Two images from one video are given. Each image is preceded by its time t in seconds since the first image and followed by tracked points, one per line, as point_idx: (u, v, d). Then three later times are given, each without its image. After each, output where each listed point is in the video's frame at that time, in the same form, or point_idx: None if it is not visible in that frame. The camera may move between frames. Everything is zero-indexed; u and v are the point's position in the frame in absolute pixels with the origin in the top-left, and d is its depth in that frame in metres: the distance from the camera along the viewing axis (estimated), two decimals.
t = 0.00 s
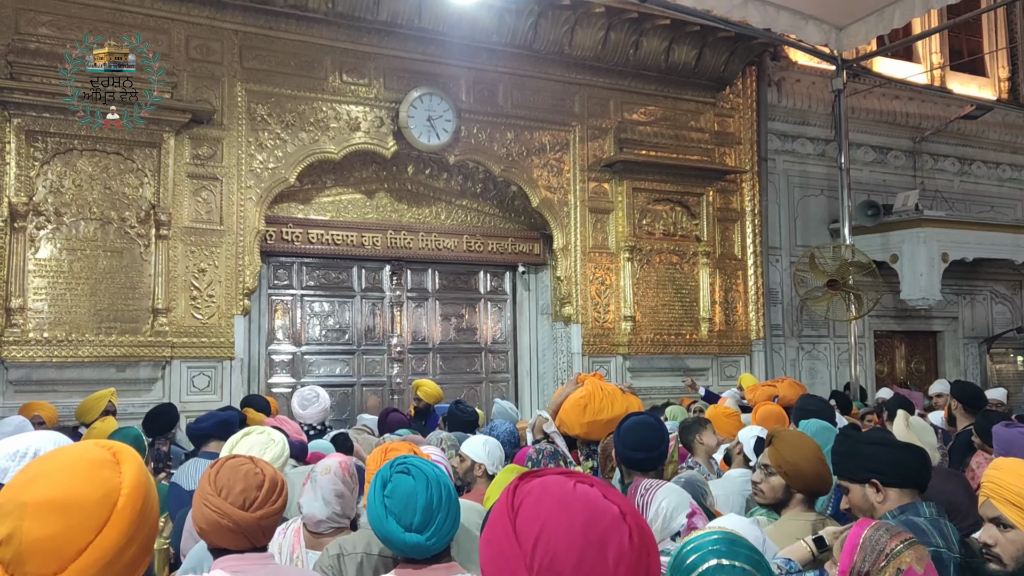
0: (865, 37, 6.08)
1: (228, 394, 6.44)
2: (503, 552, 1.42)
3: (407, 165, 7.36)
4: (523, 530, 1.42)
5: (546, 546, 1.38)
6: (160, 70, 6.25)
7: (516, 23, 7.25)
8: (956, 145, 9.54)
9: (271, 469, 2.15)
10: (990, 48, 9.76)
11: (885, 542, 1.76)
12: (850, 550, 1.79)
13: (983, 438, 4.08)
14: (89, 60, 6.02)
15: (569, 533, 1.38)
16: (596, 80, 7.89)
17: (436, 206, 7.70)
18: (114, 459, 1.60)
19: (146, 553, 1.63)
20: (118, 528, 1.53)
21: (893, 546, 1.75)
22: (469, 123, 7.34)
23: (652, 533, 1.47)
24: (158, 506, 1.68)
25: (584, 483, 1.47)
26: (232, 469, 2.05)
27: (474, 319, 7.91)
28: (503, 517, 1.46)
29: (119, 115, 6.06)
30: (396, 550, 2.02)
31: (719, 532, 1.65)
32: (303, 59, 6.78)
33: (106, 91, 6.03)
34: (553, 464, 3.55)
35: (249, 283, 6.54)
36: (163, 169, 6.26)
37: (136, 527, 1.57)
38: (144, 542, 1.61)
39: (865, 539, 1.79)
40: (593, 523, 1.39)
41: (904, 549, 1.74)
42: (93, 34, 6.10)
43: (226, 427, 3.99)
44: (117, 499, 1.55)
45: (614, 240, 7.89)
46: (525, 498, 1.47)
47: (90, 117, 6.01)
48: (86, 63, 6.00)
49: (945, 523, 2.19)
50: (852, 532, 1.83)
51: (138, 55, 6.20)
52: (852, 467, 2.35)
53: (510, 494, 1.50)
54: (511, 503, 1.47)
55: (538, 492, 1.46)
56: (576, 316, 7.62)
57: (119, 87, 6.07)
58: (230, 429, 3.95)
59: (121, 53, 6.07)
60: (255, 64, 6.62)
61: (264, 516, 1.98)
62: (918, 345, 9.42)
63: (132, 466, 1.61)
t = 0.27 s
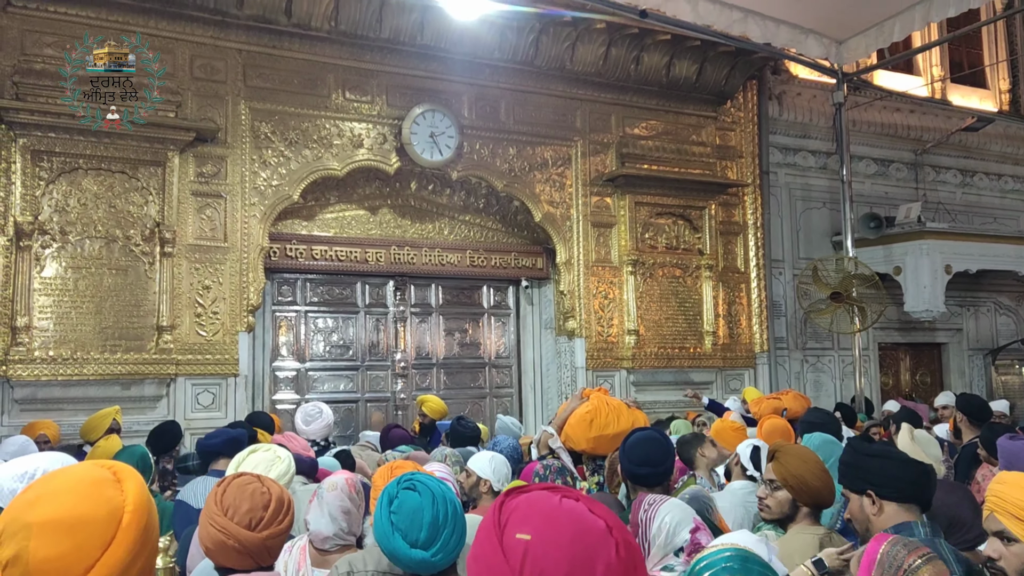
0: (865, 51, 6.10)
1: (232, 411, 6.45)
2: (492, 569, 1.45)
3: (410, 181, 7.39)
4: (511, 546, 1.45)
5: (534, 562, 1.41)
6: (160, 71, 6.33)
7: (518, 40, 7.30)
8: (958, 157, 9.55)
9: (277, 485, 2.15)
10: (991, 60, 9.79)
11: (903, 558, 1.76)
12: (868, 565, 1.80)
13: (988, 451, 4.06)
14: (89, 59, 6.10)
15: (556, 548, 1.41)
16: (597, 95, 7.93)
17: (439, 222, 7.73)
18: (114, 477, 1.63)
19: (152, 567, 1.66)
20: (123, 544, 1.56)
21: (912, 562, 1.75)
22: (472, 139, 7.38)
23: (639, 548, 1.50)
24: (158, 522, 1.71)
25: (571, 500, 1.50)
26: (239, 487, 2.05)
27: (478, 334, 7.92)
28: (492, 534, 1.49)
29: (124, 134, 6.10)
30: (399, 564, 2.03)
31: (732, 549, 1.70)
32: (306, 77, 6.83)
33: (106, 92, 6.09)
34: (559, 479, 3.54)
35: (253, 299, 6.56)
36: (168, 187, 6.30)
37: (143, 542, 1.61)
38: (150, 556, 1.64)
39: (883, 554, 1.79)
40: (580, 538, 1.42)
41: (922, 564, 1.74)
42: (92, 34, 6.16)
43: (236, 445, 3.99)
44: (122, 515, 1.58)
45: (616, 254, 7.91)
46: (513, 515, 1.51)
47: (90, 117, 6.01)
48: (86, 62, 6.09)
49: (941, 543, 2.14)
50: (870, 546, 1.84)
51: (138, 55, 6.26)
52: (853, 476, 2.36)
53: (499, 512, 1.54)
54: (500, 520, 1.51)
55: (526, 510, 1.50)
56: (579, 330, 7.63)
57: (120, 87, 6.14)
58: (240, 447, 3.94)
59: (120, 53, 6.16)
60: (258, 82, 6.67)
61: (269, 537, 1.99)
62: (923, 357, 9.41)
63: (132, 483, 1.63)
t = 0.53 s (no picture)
0: (861, 64, 6.13)
1: (232, 427, 6.44)
2: None
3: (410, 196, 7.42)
4: (498, 561, 1.51)
5: None
6: (160, 70, 6.37)
7: (516, 55, 7.35)
8: (957, 168, 9.58)
9: (280, 502, 2.15)
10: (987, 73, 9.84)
11: (918, 571, 1.78)
12: None
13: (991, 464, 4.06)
14: (90, 60, 6.16)
15: (545, 564, 1.50)
16: (596, 110, 7.97)
17: (439, 236, 7.75)
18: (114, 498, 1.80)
19: None
20: (121, 561, 1.72)
21: None
22: (472, 154, 7.41)
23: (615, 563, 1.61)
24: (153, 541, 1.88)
25: (556, 517, 1.60)
26: (242, 504, 2.05)
27: (479, 348, 7.93)
28: (478, 549, 1.55)
29: (125, 151, 6.12)
30: None
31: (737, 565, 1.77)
32: (306, 94, 6.87)
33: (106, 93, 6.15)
34: (563, 495, 3.53)
35: (254, 315, 6.57)
36: (168, 204, 6.32)
37: (139, 559, 1.77)
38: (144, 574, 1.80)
39: (897, 567, 1.82)
40: (568, 554, 1.51)
41: None
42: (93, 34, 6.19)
43: (240, 463, 3.97)
44: (121, 534, 1.75)
45: (616, 267, 7.92)
46: (499, 531, 1.57)
47: (91, 118, 6.06)
48: (86, 63, 6.14)
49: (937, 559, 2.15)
50: (886, 559, 1.87)
51: (138, 55, 6.28)
52: (848, 492, 2.36)
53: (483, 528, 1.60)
54: (485, 537, 1.57)
55: (512, 526, 1.57)
56: (579, 343, 7.63)
57: (119, 86, 6.19)
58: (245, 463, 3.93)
59: (121, 53, 6.19)
60: (258, 99, 6.70)
61: (271, 555, 2.00)
62: (924, 369, 9.40)
63: (131, 504, 1.81)
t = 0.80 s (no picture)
0: (857, 73, 6.15)
1: (231, 439, 6.41)
2: None
3: (408, 207, 7.42)
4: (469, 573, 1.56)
5: None
6: (160, 70, 6.37)
7: (514, 65, 7.37)
8: (953, 176, 9.61)
9: (278, 514, 2.13)
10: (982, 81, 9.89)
11: None
12: None
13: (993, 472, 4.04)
14: (90, 60, 6.15)
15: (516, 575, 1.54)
16: (593, 119, 7.99)
17: (437, 246, 7.75)
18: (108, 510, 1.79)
19: None
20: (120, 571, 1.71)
21: None
22: (469, 163, 7.41)
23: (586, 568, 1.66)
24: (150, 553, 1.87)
25: (526, 527, 1.64)
26: (239, 517, 2.03)
27: (477, 358, 7.91)
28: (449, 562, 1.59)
29: (122, 162, 6.11)
30: None
31: None
32: (304, 104, 6.87)
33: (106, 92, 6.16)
34: (564, 505, 3.51)
35: (252, 326, 6.55)
36: (166, 215, 6.30)
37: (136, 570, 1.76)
38: None
39: None
40: (538, 565, 1.56)
41: None
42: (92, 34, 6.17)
43: (240, 475, 3.95)
44: (118, 544, 1.73)
45: (614, 276, 7.92)
46: (469, 543, 1.61)
47: (91, 117, 6.08)
48: (87, 62, 6.14)
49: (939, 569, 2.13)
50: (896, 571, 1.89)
51: (138, 55, 6.27)
52: (844, 503, 2.36)
53: (454, 540, 1.64)
54: (455, 549, 1.61)
55: (482, 538, 1.61)
56: (578, 352, 7.62)
57: (120, 87, 6.20)
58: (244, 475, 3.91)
59: (120, 53, 6.17)
60: (256, 110, 6.70)
61: (269, 569, 1.98)
62: (922, 376, 9.41)
63: (125, 516, 1.79)
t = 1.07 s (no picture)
0: (853, 74, 6.15)
1: (227, 441, 6.40)
2: None
3: (405, 208, 7.41)
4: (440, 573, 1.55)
5: None
6: (159, 69, 6.38)
7: (510, 67, 7.37)
8: (948, 176, 9.64)
9: (278, 515, 2.12)
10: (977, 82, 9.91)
11: None
12: None
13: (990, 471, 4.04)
14: (90, 60, 6.13)
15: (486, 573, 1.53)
16: (589, 120, 7.99)
17: (434, 247, 7.74)
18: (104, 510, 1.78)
19: None
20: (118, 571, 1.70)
21: None
22: (466, 165, 7.40)
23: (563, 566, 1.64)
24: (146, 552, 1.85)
25: (499, 525, 1.62)
26: (238, 519, 2.02)
27: (474, 359, 7.90)
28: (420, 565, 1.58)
29: (118, 164, 6.09)
30: None
31: None
32: (300, 106, 6.86)
33: (106, 92, 6.17)
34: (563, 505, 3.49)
35: (248, 328, 6.54)
36: (161, 217, 6.29)
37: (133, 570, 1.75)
38: None
39: None
40: (509, 562, 1.55)
41: None
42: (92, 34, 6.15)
43: (238, 477, 3.93)
44: (114, 544, 1.72)
45: (611, 277, 7.92)
46: (440, 545, 1.60)
47: (90, 116, 6.10)
48: (87, 62, 6.12)
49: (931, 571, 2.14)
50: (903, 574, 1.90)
51: (137, 55, 6.27)
52: (843, 502, 2.35)
53: (426, 542, 1.63)
54: (426, 551, 1.60)
55: (453, 538, 1.60)
56: (575, 353, 7.61)
57: (118, 86, 6.21)
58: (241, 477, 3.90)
59: (120, 52, 6.15)
60: (252, 111, 6.69)
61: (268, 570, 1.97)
62: (918, 376, 9.43)
63: (122, 516, 1.78)
